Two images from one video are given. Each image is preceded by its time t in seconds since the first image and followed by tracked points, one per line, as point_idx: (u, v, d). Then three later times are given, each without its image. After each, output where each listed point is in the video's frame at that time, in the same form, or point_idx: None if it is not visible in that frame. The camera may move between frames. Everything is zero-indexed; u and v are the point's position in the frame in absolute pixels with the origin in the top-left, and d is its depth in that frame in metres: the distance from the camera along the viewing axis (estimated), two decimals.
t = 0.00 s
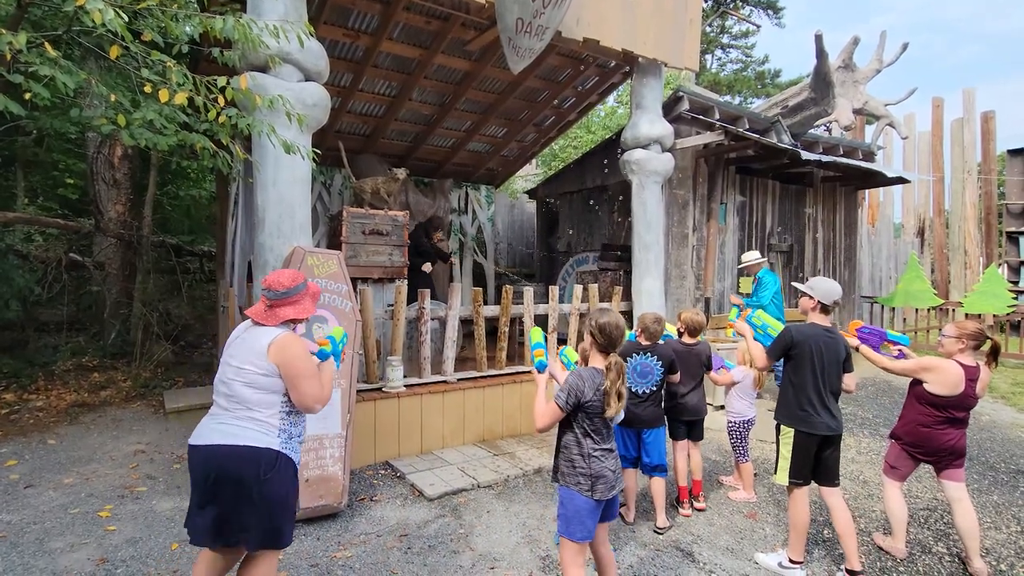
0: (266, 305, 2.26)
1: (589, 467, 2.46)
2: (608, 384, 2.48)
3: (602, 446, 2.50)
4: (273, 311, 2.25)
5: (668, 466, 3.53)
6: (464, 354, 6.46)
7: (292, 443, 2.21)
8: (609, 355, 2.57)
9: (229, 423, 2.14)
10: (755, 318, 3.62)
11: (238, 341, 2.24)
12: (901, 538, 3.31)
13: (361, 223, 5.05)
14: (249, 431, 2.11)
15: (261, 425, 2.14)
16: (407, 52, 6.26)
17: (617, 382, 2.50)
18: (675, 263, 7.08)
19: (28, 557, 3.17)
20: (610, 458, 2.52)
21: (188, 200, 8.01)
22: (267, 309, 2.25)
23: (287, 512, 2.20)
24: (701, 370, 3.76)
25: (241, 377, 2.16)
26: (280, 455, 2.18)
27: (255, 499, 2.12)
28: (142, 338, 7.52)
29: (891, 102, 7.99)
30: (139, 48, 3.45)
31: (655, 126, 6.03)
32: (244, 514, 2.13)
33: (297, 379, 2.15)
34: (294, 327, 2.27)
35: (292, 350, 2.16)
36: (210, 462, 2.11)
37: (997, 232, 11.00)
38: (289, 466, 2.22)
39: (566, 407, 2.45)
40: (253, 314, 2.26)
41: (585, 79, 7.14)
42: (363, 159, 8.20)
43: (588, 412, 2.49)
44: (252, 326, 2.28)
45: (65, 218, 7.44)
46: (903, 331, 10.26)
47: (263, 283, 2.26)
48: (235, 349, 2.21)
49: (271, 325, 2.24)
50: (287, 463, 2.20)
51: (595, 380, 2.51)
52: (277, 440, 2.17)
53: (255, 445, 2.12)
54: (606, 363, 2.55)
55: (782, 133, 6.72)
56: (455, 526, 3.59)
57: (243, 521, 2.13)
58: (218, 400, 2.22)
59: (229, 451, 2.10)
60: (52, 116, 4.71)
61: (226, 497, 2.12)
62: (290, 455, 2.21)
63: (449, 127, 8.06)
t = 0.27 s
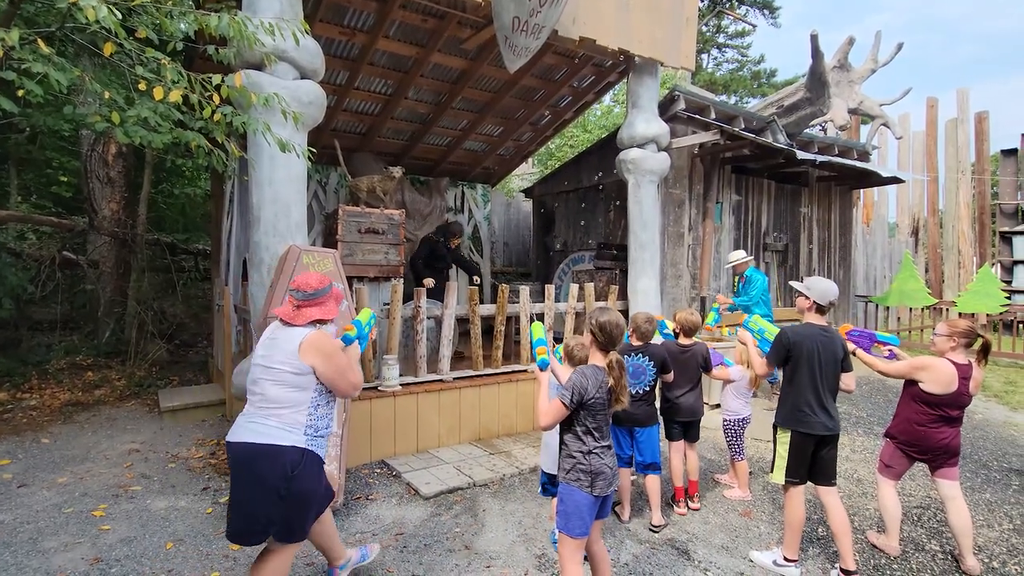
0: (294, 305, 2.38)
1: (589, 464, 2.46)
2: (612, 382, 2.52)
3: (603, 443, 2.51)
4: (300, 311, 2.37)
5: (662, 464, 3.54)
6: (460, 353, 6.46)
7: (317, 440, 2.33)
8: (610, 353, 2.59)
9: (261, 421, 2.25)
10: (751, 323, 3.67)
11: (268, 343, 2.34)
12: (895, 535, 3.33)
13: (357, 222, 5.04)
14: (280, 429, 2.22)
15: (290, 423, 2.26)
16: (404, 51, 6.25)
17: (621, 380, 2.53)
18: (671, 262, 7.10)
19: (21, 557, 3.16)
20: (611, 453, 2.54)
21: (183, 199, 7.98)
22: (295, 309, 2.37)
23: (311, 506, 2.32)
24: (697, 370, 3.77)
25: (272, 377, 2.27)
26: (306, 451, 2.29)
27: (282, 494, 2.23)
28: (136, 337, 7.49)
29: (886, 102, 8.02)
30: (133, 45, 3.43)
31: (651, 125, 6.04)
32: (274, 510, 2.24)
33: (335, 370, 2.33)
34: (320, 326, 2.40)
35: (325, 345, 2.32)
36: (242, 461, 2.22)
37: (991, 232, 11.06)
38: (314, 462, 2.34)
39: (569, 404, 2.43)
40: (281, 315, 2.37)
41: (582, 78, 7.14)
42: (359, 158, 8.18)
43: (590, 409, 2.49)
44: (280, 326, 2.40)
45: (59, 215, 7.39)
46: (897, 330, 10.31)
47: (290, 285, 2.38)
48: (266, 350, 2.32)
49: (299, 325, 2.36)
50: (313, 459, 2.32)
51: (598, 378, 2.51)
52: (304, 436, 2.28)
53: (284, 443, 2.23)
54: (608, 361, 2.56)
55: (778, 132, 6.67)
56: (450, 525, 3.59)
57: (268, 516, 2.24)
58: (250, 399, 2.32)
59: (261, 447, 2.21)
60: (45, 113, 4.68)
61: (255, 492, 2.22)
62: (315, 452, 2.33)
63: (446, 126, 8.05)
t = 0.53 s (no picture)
0: (324, 308, 2.65)
1: (584, 460, 2.47)
2: (608, 380, 2.52)
3: (598, 441, 2.52)
4: (330, 314, 2.63)
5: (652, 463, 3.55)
6: (454, 351, 6.45)
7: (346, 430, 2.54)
8: (607, 351, 2.59)
9: (295, 411, 2.50)
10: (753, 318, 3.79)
11: (304, 341, 2.61)
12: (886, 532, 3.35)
13: (351, 220, 5.03)
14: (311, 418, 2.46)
15: (320, 413, 2.49)
16: (398, 48, 6.23)
17: (617, 378, 2.53)
18: (665, 261, 7.12)
19: (12, 556, 3.13)
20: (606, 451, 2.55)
21: (175, 196, 7.93)
22: (325, 311, 2.63)
23: (343, 493, 2.52)
24: (694, 370, 3.78)
25: (306, 372, 2.51)
26: (335, 440, 2.51)
27: (314, 479, 2.46)
28: (128, 335, 7.45)
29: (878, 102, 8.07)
30: (125, 41, 3.40)
31: (645, 124, 6.05)
32: (305, 495, 2.46)
33: (368, 363, 2.60)
34: (349, 326, 2.65)
35: (358, 340, 2.58)
36: (278, 449, 2.47)
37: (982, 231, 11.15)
38: (344, 451, 2.55)
39: (563, 399, 2.45)
40: (314, 317, 2.65)
41: (577, 76, 7.14)
42: (353, 155, 8.16)
43: (585, 407, 2.49)
44: (313, 327, 2.67)
45: (49, 212, 7.33)
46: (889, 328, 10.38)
47: (320, 289, 2.64)
48: (300, 348, 2.58)
49: (329, 325, 2.62)
50: (341, 448, 2.53)
51: (594, 376, 2.52)
52: (333, 426, 2.51)
53: (315, 433, 2.46)
54: (604, 359, 2.57)
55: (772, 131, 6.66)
56: (445, 523, 3.59)
57: (304, 500, 2.45)
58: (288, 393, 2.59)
59: (295, 436, 2.45)
60: (35, 109, 4.64)
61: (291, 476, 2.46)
62: (344, 443, 2.54)
63: (440, 123, 8.04)
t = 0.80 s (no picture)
0: (344, 299, 2.71)
1: (579, 459, 2.46)
2: (605, 378, 2.53)
3: (593, 439, 2.52)
4: (348, 304, 2.70)
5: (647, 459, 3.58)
6: (448, 348, 6.45)
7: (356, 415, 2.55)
8: (604, 349, 2.59)
9: (307, 392, 2.52)
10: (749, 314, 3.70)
11: (322, 327, 2.66)
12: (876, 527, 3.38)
13: (344, 216, 5.01)
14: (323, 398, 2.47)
15: (332, 395, 2.51)
16: (392, 44, 6.20)
17: (613, 375, 2.54)
18: (658, 258, 7.14)
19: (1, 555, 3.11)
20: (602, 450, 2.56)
21: (167, 192, 7.87)
22: (345, 303, 2.70)
23: (350, 477, 2.52)
24: (689, 367, 3.78)
25: (323, 354, 2.56)
26: (345, 424, 2.51)
27: (322, 459, 2.46)
28: (119, 332, 7.40)
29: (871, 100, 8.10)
30: (115, 35, 3.37)
31: (639, 121, 6.05)
32: (312, 473, 2.46)
33: (383, 351, 2.65)
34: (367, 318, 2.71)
35: (376, 329, 2.65)
36: (288, 426, 2.48)
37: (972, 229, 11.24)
38: (352, 436, 2.56)
39: (562, 399, 2.42)
40: (333, 308, 2.71)
41: (571, 73, 7.13)
42: (346, 152, 8.12)
43: (583, 405, 2.49)
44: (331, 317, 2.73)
45: (38, 208, 7.25)
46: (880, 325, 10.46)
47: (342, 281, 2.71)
48: (318, 333, 2.63)
49: (348, 315, 2.68)
50: (350, 432, 2.53)
51: (592, 374, 2.51)
52: (343, 409, 2.52)
53: (326, 413, 2.48)
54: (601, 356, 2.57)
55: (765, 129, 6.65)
56: (438, 520, 3.59)
57: (311, 478, 2.46)
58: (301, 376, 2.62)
59: (305, 414, 2.47)
60: (23, 104, 4.59)
61: (300, 455, 2.46)
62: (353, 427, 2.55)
63: (434, 120, 8.01)
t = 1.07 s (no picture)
0: (348, 296, 2.71)
1: (571, 457, 2.47)
2: (603, 376, 2.53)
3: (588, 439, 2.53)
4: (353, 301, 2.70)
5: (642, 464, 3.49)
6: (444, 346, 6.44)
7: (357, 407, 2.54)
8: (602, 346, 2.59)
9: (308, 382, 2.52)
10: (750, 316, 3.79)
11: (326, 322, 2.67)
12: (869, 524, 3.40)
13: (341, 214, 4.99)
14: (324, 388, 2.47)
15: (333, 385, 2.50)
16: (388, 41, 6.18)
17: (612, 374, 2.54)
18: (654, 256, 7.15)
19: None
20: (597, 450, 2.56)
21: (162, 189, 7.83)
22: (349, 299, 2.70)
23: (351, 464, 2.51)
24: (682, 363, 3.80)
25: (325, 346, 2.56)
26: (345, 415, 2.51)
27: (322, 447, 2.45)
28: (114, 330, 7.37)
29: (867, 99, 8.12)
30: (109, 31, 3.35)
31: (636, 119, 6.05)
32: (314, 459, 2.47)
33: (387, 348, 2.65)
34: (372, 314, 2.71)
35: (381, 326, 2.65)
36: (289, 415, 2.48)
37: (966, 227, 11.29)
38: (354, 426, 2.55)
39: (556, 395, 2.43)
40: (338, 305, 2.71)
41: (568, 71, 7.13)
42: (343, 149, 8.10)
43: (581, 403, 2.50)
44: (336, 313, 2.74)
45: (32, 205, 7.21)
46: (875, 323, 10.51)
47: (347, 278, 2.71)
48: (322, 327, 2.64)
49: (352, 311, 2.68)
50: (351, 424, 2.53)
51: (592, 372, 2.53)
52: (344, 400, 2.52)
53: (326, 402, 2.47)
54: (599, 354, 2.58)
55: (761, 127, 6.72)
56: (434, 517, 3.60)
57: (314, 466, 2.47)
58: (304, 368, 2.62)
59: (305, 404, 2.47)
60: (17, 100, 4.56)
61: (299, 443, 2.46)
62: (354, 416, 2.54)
63: (431, 117, 7.99)
